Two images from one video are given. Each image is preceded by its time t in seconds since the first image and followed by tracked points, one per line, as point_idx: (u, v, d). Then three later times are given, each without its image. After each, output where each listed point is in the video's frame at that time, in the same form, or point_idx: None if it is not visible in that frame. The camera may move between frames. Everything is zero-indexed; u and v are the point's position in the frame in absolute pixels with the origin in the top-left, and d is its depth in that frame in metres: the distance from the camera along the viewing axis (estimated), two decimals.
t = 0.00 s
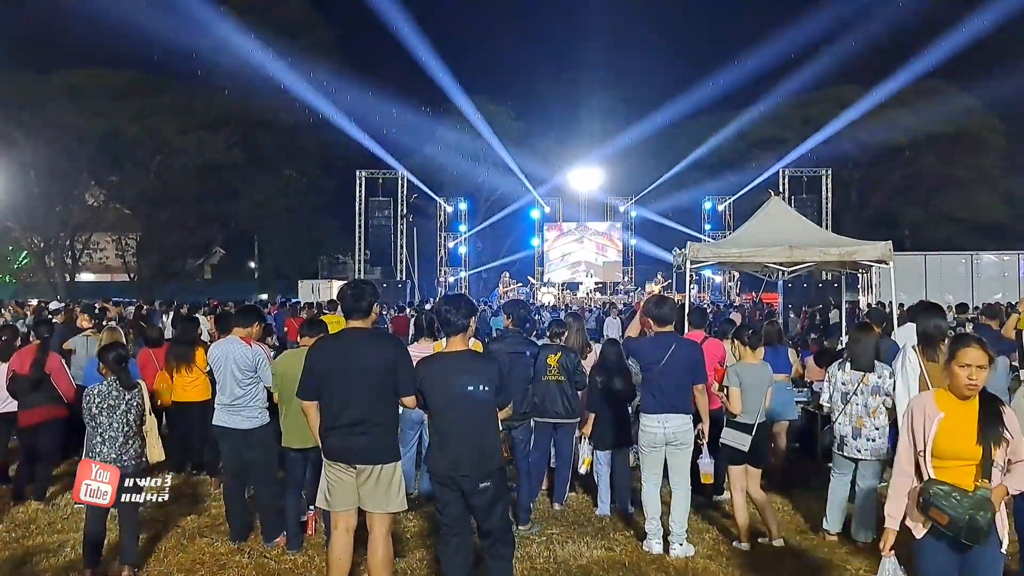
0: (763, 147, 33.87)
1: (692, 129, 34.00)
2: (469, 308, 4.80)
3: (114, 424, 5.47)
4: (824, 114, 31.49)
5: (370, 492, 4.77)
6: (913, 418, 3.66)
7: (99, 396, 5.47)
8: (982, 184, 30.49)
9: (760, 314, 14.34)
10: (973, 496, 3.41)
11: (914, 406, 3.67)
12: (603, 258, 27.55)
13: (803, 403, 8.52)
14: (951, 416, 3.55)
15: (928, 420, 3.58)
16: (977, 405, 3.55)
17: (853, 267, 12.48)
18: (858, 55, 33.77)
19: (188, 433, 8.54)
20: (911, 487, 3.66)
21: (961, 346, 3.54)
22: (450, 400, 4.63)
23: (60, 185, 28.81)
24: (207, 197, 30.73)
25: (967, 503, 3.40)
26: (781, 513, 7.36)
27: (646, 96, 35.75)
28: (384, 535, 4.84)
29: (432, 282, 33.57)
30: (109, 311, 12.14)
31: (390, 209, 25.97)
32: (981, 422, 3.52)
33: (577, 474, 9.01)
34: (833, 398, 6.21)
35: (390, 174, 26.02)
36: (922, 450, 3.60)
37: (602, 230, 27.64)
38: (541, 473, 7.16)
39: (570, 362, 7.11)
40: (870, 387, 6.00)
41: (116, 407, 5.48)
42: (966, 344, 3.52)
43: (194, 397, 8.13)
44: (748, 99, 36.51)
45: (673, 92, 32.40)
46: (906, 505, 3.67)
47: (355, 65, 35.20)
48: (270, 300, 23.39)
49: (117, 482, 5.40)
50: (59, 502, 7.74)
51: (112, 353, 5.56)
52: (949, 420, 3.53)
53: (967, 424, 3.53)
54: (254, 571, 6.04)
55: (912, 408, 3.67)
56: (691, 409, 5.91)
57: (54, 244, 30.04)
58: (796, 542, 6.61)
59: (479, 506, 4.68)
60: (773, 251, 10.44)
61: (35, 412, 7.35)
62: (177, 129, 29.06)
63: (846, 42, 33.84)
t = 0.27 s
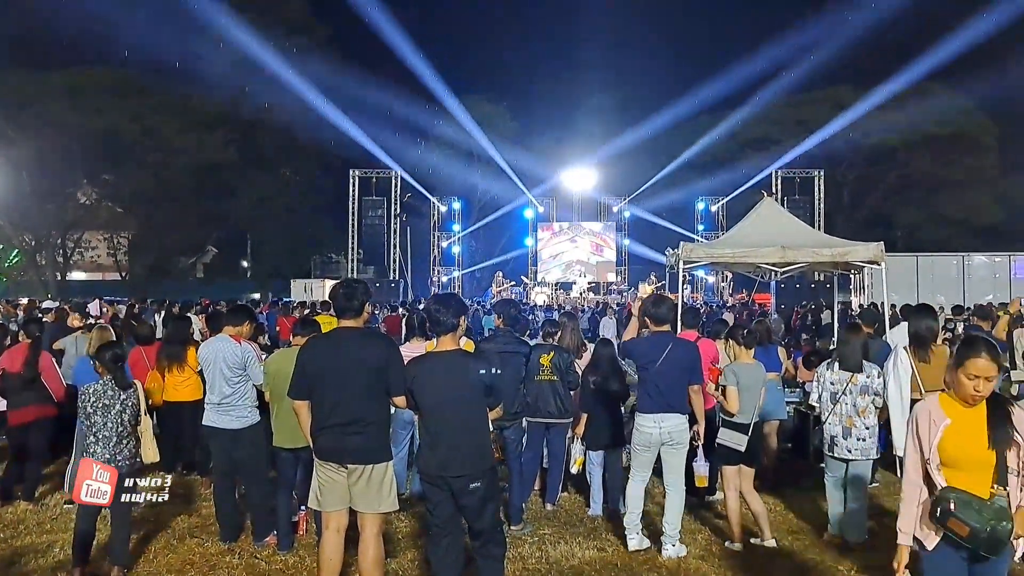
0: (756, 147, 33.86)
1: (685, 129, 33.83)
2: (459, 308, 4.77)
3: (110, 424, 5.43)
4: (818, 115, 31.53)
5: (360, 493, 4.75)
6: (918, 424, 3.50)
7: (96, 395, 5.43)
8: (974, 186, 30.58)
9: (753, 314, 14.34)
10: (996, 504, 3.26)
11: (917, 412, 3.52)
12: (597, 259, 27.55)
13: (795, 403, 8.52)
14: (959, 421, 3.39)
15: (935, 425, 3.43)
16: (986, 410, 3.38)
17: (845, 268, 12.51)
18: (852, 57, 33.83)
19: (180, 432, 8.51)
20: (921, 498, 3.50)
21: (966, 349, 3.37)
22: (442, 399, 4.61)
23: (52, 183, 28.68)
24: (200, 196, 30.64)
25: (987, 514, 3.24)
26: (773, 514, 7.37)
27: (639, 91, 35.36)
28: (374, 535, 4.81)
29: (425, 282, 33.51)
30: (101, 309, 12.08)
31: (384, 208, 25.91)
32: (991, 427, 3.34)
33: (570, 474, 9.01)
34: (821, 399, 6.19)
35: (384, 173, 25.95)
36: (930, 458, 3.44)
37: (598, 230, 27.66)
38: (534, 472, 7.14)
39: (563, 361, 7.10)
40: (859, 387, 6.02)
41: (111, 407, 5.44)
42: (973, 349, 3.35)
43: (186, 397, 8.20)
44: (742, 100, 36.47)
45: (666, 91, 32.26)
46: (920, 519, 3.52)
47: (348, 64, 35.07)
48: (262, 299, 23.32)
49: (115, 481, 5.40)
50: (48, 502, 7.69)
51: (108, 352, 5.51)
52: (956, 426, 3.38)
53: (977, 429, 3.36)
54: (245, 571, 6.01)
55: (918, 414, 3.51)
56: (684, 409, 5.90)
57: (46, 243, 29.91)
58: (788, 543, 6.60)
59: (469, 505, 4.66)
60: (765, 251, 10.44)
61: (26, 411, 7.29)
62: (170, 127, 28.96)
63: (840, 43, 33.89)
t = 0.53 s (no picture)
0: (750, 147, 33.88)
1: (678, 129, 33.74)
2: (451, 308, 4.79)
3: (107, 425, 5.43)
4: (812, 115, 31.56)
5: (354, 493, 4.75)
6: (924, 439, 3.33)
7: (94, 397, 5.44)
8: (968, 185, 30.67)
9: (747, 313, 14.38)
10: (1011, 524, 2.80)
11: (922, 428, 3.35)
12: (591, 260, 27.60)
13: (789, 402, 8.55)
14: (966, 436, 3.24)
15: (942, 442, 3.26)
16: (993, 425, 3.24)
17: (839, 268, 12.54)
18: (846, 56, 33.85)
19: (175, 434, 8.50)
20: (930, 517, 3.34)
21: (973, 361, 3.17)
22: (434, 400, 4.62)
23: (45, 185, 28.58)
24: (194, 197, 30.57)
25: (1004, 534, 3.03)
26: (767, 512, 7.40)
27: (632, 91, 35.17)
28: (368, 536, 4.82)
29: (420, 283, 33.48)
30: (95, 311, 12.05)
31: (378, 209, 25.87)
32: (1002, 441, 3.21)
33: (565, 474, 9.02)
34: (811, 397, 6.20)
35: (378, 174, 25.91)
36: (940, 477, 3.27)
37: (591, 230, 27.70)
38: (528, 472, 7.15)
39: (558, 361, 7.10)
40: (848, 384, 6.04)
41: (110, 409, 5.45)
42: (982, 364, 3.13)
43: (181, 399, 8.18)
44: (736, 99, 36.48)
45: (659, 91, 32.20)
46: (929, 541, 3.33)
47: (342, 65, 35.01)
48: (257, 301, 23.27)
49: (114, 482, 5.40)
50: (43, 504, 7.68)
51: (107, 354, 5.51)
52: (965, 441, 3.22)
53: (987, 445, 3.22)
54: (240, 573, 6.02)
55: (921, 430, 3.35)
56: (678, 409, 5.91)
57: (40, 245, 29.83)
58: (781, 542, 6.62)
59: (464, 506, 4.67)
60: (759, 251, 10.48)
61: (21, 412, 7.29)
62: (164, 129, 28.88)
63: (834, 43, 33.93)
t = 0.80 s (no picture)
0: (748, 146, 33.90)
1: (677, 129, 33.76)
2: (448, 307, 4.80)
3: (106, 427, 5.44)
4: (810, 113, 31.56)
5: (352, 493, 4.75)
6: (936, 441, 3.27)
7: (90, 399, 5.44)
8: (967, 183, 30.68)
9: (747, 313, 14.39)
10: (1019, 530, 2.71)
11: (935, 428, 3.29)
12: (590, 258, 27.62)
13: (788, 401, 8.56)
14: (980, 438, 3.18)
15: (955, 444, 3.21)
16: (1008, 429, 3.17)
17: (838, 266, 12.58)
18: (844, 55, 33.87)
19: (175, 435, 8.51)
20: (941, 524, 3.27)
21: (989, 363, 3.12)
22: (431, 398, 4.63)
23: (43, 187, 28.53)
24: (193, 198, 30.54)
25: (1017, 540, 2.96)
26: (768, 511, 7.40)
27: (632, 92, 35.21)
28: (366, 536, 4.82)
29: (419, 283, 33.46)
30: (95, 314, 12.06)
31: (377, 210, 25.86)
32: (1014, 444, 3.16)
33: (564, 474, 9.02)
34: (805, 395, 6.19)
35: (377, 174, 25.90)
36: (952, 481, 3.21)
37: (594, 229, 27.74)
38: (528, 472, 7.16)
39: (557, 361, 7.11)
40: (842, 381, 6.07)
41: (106, 411, 5.45)
42: (1002, 368, 3.07)
43: (181, 399, 8.20)
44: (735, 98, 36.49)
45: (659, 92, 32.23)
46: (938, 548, 3.27)
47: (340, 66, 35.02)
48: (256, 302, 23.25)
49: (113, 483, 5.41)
50: (43, 506, 7.68)
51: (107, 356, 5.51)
52: (979, 441, 3.17)
53: (1000, 448, 3.17)
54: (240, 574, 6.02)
55: (931, 430, 3.29)
56: (676, 407, 5.91)
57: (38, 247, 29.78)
58: (780, 541, 6.63)
59: (462, 505, 4.67)
60: (758, 250, 10.49)
61: (19, 415, 7.29)
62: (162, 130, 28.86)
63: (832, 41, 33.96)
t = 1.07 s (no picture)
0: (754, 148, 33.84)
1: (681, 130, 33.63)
2: (452, 307, 4.79)
3: (110, 424, 5.45)
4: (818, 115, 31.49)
5: (357, 492, 4.76)
6: (964, 458, 2.82)
7: (94, 396, 5.45)
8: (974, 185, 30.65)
9: (753, 314, 14.36)
10: None
11: (964, 448, 2.82)
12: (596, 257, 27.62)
13: (792, 402, 8.56)
14: (1014, 459, 2.68)
15: (984, 465, 2.74)
16: None
17: (845, 267, 12.54)
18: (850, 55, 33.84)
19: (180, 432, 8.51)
20: (962, 551, 2.83)
21: None
22: (435, 398, 4.63)
23: (51, 184, 28.58)
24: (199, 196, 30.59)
25: None
26: (773, 513, 7.38)
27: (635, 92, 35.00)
28: (371, 535, 4.82)
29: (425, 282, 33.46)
30: (102, 311, 12.08)
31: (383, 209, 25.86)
32: None
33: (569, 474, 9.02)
34: (810, 397, 6.19)
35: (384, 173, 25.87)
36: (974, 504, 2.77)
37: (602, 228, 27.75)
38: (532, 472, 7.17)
39: (561, 361, 7.10)
40: (847, 382, 6.06)
41: (109, 408, 5.46)
42: None
43: (186, 397, 8.18)
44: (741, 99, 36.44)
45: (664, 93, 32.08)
46: None
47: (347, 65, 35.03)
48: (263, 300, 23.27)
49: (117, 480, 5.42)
50: (49, 502, 7.70)
51: (111, 354, 5.52)
52: (1012, 464, 2.68)
53: None
54: (244, 571, 6.03)
55: (960, 446, 2.83)
56: (681, 408, 5.89)
57: (46, 244, 29.82)
58: (785, 543, 6.61)
59: (466, 505, 4.67)
60: (764, 251, 10.46)
61: (25, 412, 7.30)
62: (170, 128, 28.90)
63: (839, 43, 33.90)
